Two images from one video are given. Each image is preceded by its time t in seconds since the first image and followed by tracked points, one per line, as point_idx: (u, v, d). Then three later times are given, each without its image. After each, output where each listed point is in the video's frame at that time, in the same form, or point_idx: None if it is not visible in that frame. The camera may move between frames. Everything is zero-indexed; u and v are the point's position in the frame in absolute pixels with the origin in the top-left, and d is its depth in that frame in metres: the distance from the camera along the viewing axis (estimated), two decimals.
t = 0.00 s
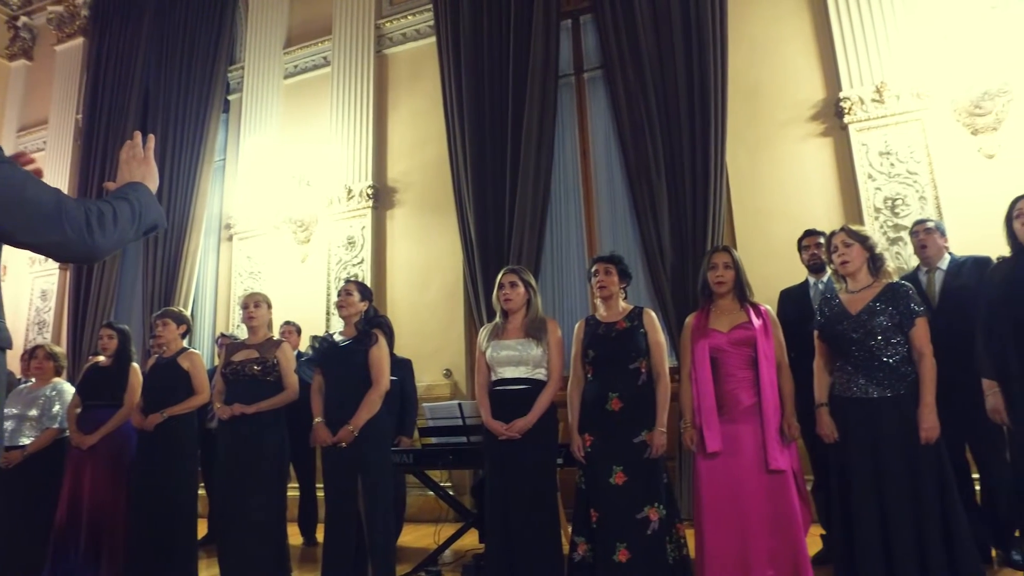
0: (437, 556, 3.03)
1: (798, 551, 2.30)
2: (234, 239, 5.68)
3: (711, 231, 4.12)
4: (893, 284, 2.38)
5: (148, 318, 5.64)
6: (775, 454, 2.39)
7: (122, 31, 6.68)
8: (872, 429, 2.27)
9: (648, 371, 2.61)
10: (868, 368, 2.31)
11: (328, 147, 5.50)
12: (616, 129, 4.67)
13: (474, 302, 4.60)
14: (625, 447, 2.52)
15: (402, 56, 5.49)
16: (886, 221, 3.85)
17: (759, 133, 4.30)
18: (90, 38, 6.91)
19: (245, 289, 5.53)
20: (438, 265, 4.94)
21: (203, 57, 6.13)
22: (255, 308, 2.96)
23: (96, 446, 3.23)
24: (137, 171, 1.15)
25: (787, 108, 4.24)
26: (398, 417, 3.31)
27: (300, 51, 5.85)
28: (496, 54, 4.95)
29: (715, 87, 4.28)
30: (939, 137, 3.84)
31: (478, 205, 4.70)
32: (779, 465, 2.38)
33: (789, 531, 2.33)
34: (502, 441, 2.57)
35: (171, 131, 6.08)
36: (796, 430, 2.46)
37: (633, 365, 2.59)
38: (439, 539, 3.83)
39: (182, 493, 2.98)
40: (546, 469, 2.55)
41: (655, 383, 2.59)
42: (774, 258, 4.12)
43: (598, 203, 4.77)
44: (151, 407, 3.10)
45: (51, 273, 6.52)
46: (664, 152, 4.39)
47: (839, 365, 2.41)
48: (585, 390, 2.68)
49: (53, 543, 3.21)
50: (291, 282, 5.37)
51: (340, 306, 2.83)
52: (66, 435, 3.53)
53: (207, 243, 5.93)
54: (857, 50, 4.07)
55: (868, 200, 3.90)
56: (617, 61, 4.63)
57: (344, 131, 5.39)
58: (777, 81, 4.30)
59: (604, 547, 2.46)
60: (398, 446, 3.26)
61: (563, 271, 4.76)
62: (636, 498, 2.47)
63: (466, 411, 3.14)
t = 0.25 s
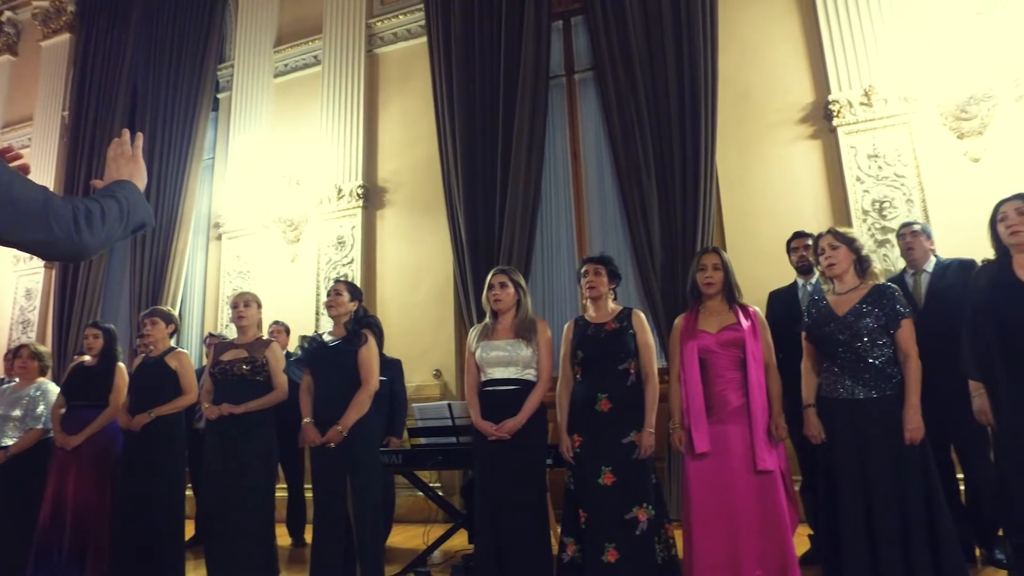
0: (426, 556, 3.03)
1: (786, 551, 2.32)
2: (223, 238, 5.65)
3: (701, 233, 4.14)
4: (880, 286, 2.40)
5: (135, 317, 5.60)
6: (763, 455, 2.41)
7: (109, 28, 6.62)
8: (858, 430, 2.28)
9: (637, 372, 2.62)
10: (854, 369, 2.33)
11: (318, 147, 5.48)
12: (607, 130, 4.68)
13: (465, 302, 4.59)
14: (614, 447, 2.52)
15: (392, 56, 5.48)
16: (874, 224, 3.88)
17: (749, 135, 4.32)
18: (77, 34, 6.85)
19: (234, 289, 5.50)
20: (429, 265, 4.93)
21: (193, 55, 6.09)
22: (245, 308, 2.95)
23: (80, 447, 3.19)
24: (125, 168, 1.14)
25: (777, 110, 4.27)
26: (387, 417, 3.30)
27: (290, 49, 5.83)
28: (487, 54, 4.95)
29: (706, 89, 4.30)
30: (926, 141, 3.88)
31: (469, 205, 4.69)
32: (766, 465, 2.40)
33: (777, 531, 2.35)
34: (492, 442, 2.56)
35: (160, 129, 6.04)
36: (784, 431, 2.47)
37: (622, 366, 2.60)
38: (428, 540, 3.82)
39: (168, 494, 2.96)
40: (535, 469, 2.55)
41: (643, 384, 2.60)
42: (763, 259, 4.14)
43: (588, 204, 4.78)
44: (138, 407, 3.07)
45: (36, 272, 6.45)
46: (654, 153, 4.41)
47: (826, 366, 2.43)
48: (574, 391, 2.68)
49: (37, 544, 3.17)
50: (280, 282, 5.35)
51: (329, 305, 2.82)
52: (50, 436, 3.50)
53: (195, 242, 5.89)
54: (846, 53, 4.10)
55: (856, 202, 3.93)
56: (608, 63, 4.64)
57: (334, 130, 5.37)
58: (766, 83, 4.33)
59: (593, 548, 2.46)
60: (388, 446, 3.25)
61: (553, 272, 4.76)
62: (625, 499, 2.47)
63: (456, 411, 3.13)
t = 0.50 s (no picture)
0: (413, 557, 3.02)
1: (771, 551, 2.33)
2: (209, 237, 5.61)
3: (689, 234, 4.16)
4: (863, 288, 2.43)
5: (119, 317, 5.54)
6: (749, 454, 2.42)
7: (94, 24, 6.56)
8: (842, 430, 2.30)
9: (624, 372, 2.63)
10: (838, 369, 2.35)
11: (306, 146, 5.46)
12: (595, 131, 4.69)
13: (453, 302, 4.59)
14: (601, 447, 2.53)
15: (381, 55, 5.47)
16: (859, 225, 3.92)
17: (736, 137, 4.35)
18: (61, 30, 6.77)
19: (221, 288, 5.46)
20: (417, 265, 4.92)
21: (179, 52, 6.04)
22: (231, 307, 2.93)
23: (62, 448, 3.15)
24: (107, 166, 1.13)
25: (764, 112, 4.30)
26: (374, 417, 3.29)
27: (278, 48, 5.80)
28: (476, 54, 4.94)
29: (694, 91, 4.32)
30: (910, 144, 3.92)
31: (457, 205, 4.69)
32: (752, 465, 2.41)
33: (762, 530, 2.36)
34: (479, 442, 2.56)
35: (145, 126, 5.98)
36: (769, 431, 2.49)
37: (608, 366, 2.61)
38: (415, 541, 3.82)
39: (152, 495, 2.93)
40: (523, 469, 2.55)
41: (630, 384, 2.61)
42: (750, 260, 4.16)
43: (576, 205, 4.79)
44: (122, 407, 3.04)
45: (18, 270, 6.37)
46: (642, 154, 4.43)
47: (810, 366, 2.45)
48: (561, 391, 2.69)
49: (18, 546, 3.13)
50: (267, 282, 5.32)
51: (316, 305, 2.81)
52: (31, 436, 3.46)
53: (181, 241, 5.84)
54: (832, 56, 4.14)
55: (842, 204, 3.96)
56: (597, 64, 4.65)
57: (322, 129, 5.35)
58: (754, 85, 4.36)
59: (580, 548, 2.47)
60: (375, 446, 3.24)
61: (542, 272, 4.77)
62: (612, 499, 2.48)
63: (443, 411, 3.13)
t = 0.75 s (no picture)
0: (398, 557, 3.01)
1: (755, 551, 2.35)
2: (194, 235, 5.57)
3: (675, 235, 4.18)
4: (846, 290, 2.45)
5: (101, 316, 5.48)
6: (733, 455, 2.44)
7: (77, 19, 6.47)
8: (824, 430, 2.33)
9: (609, 373, 2.64)
10: (821, 370, 2.37)
11: (292, 144, 5.43)
12: (582, 132, 4.70)
13: (439, 302, 4.58)
14: (586, 447, 2.54)
15: (368, 54, 5.45)
16: (843, 228, 3.96)
17: (722, 139, 4.37)
18: (43, 24, 6.67)
19: (205, 287, 5.42)
20: (404, 265, 4.91)
21: (164, 49, 5.99)
22: (216, 307, 2.90)
23: (41, 448, 3.12)
24: (86, 162, 1.12)
25: (750, 115, 4.33)
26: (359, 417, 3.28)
27: (265, 45, 5.76)
28: (464, 54, 4.94)
29: (681, 93, 4.34)
30: (893, 148, 3.97)
31: (444, 205, 4.68)
32: (736, 465, 2.43)
33: (746, 529, 2.38)
34: (464, 442, 2.56)
35: (129, 123, 5.91)
36: (754, 431, 2.50)
37: (594, 366, 2.62)
38: (400, 541, 3.81)
39: (134, 495, 2.90)
40: (508, 470, 2.55)
41: (615, 384, 2.62)
42: (735, 262, 4.19)
43: (563, 205, 4.80)
44: (103, 407, 3.01)
45: None
46: (629, 156, 4.44)
47: (793, 367, 2.47)
48: (546, 391, 2.69)
49: None
50: (253, 281, 5.28)
51: (301, 305, 2.79)
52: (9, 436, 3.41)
53: (165, 239, 5.79)
54: (817, 61, 4.18)
55: (826, 207, 4.00)
56: (584, 65, 4.66)
57: (309, 128, 5.32)
58: (740, 89, 4.39)
59: (564, 548, 2.47)
60: (360, 446, 3.23)
61: (528, 273, 4.77)
62: (596, 499, 2.49)
63: (428, 412, 3.13)
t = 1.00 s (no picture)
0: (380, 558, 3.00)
1: (737, 550, 2.36)
2: (175, 234, 5.51)
3: (659, 236, 4.20)
4: (827, 291, 2.47)
5: (79, 314, 5.39)
6: (716, 454, 2.45)
7: (56, 13, 6.37)
8: (805, 430, 2.35)
9: (593, 373, 2.64)
10: (802, 371, 2.39)
11: (276, 142, 5.39)
12: (568, 133, 4.71)
13: (424, 302, 4.56)
14: (570, 447, 2.54)
15: (354, 53, 5.42)
16: (825, 230, 4.00)
17: (707, 141, 4.40)
18: (20, 17, 6.56)
19: (186, 286, 5.36)
20: (388, 265, 4.89)
21: (146, 44, 5.92)
22: (197, 306, 2.87)
23: (17, 448, 3.06)
24: (58, 159, 1.16)
25: (734, 118, 4.37)
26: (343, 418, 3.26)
27: (249, 42, 5.71)
28: (450, 54, 4.93)
29: (666, 95, 4.36)
30: (874, 152, 4.02)
31: (429, 205, 4.67)
32: (720, 465, 2.44)
33: (728, 529, 2.40)
34: (447, 442, 2.56)
35: (109, 119, 5.83)
36: (737, 431, 2.52)
37: (578, 366, 2.62)
38: (382, 542, 3.79)
39: (112, 496, 2.86)
40: (492, 469, 2.55)
41: (599, 384, 2.62)
42: (718, 263, 4.22)
43: (548, 206, 4.80)
44: (81, 406, 2.96)
45: None
46: (614, 157, 4.46)
47: (776, 367, 2.49)
48: (530, 391, 2.69)
49: None
50: (235, 280, 5.23)
51: (284, 304, 2.77)
52: None
53: (146, 238, 5.72)
54: (800, 65, 4.22)
55: (808, 209, 4.04)
56: (570, 66, 4.67)
57: (293, 126, 5.29)
58: (724, 91, 4.42)
59: (547, 547, 2.47)
60: (343, 446, 3.21)
61: (513, 273, 4.77)
62: (580, 498, 2.49)
63: (412, 412, 3.12)
